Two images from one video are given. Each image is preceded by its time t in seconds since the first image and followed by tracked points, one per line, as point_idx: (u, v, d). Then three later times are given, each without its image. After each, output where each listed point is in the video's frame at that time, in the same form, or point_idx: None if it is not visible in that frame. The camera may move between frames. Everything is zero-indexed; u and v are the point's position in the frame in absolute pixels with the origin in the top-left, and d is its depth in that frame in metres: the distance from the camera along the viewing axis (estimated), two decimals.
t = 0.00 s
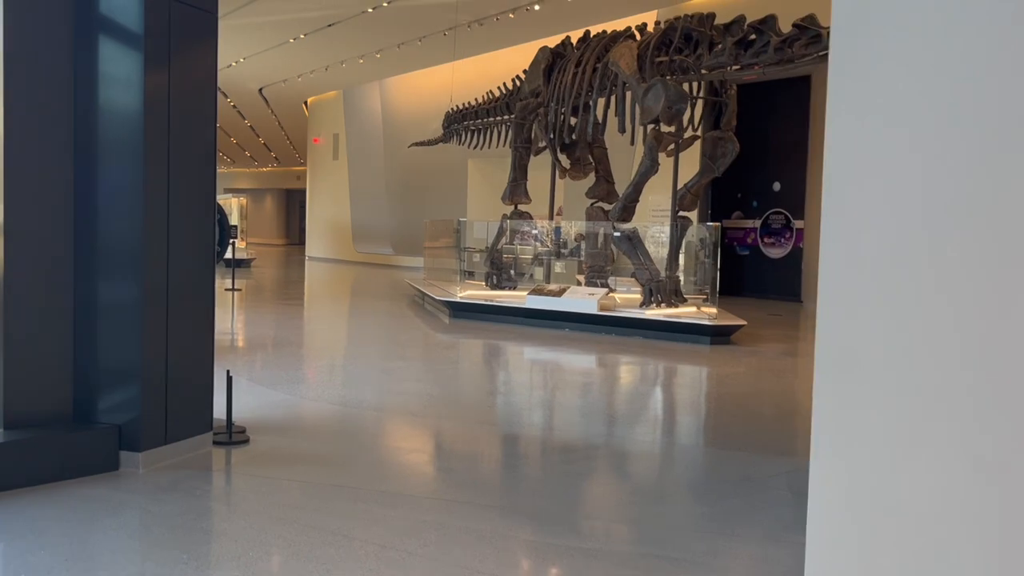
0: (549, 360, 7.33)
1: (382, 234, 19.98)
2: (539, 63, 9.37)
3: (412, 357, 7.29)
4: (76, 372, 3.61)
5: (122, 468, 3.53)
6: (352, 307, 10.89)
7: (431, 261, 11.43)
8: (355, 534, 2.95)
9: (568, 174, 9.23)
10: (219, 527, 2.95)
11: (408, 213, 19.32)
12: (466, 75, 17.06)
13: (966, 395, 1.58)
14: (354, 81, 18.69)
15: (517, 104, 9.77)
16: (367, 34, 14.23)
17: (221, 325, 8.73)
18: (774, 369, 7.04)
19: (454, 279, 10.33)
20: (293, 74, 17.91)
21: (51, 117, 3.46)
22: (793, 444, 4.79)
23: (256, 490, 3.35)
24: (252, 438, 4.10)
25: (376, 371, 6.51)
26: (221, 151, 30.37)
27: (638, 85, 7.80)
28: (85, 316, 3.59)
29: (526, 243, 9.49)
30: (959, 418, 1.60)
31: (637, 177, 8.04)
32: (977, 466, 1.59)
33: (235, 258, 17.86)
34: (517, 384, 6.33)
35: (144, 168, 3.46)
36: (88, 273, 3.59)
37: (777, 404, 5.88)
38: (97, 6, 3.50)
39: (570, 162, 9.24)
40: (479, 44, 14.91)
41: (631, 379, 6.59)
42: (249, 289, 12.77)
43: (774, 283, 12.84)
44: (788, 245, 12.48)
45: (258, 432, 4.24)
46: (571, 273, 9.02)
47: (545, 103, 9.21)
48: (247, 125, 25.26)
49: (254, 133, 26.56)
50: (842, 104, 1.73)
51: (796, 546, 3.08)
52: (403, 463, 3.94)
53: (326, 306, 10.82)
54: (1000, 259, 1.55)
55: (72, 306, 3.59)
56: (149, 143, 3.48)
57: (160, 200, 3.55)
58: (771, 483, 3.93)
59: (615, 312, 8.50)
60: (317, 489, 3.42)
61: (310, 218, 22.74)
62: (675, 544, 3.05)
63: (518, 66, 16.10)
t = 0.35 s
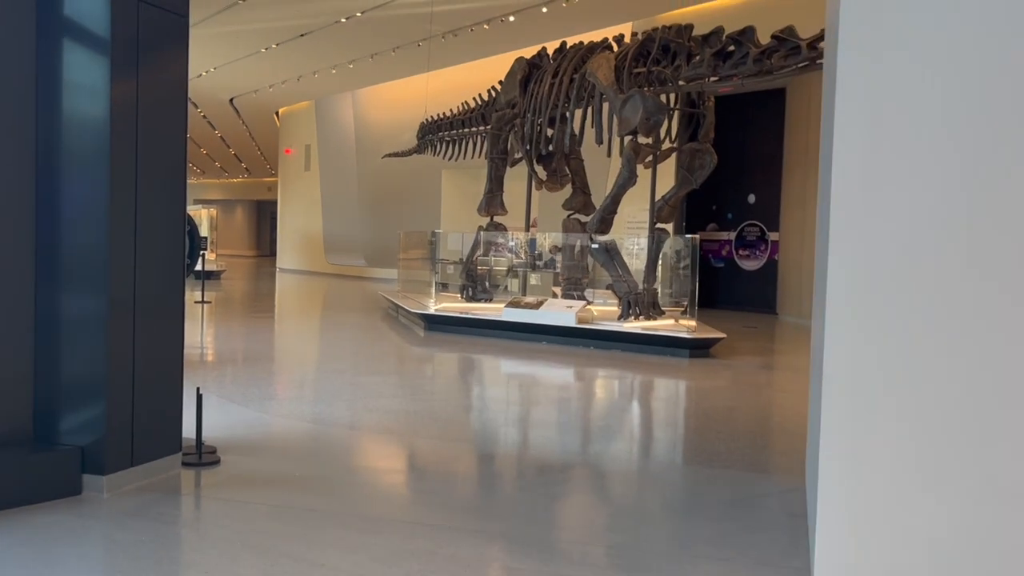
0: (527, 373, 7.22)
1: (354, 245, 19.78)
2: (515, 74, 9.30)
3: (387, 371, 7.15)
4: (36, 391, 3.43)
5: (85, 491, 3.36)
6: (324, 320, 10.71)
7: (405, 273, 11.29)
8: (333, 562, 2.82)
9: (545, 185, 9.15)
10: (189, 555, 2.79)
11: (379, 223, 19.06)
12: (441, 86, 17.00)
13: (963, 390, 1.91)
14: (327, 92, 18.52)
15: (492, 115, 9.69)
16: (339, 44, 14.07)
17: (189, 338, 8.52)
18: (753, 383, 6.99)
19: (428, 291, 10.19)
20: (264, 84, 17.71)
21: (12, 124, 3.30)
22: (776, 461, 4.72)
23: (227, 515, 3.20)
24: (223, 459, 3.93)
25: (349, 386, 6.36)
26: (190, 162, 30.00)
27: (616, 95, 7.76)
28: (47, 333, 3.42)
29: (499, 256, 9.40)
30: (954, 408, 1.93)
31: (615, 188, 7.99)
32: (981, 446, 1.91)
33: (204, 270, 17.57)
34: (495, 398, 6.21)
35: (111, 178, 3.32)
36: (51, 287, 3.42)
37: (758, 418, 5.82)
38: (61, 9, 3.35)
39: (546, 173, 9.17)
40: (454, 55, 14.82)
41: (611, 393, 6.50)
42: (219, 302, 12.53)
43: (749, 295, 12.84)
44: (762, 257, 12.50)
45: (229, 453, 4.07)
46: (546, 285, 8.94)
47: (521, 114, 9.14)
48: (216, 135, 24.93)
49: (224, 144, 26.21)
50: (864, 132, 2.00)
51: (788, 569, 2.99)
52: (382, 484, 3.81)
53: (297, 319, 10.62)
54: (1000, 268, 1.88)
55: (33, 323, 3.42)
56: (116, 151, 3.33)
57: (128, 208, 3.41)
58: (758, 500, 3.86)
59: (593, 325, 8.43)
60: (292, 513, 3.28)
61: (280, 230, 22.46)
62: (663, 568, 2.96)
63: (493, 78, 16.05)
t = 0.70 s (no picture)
0: (503, 385, 7.07)
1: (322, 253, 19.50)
2: (489, 81, 9.19)
3: (357, 383, 6.97)
4: None
5: (45, 518, 3.16)
6: (293, 330, 10.47)
7: (376, 282, 11.10)
8: None
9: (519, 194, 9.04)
10: None
11: (349, 231, 18.87)
12: (411, 93, 16.85)
13: (932, 432, 1.73)
14: (294, 98, 18.26)
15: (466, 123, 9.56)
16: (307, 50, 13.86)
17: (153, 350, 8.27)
18: (731, 394, 6.91)
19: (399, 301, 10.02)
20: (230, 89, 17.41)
21: None
22: (760, 473, 4.61)
23: (196, 541, 3.02)
24: (191, 480, 3.74)
25: (320, 399, 6.16)
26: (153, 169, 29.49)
27: (592, 104, 7.67)
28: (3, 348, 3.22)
29: (471, 264, 9.31)
30: (928, 451, 1.74)
31: (592, 198, 7.90)
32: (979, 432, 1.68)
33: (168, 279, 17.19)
34: (471, 411, 6.05)
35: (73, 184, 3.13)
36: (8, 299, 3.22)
37: (738, 429, 5.72)
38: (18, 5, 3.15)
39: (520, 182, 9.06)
40: (424, 62, 14.67)
41: (589, 405, 6.38)
42: (183, 312, 12.23)
43: (721, 304, 12.82)
44: (734, 267, 12.48)
45: (198, 474, 3.88)
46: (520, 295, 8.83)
47: (495, 122, 9.03)
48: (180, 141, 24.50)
49: (187, 150, 25.76)
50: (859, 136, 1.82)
51: None
52: (357, 505, 3.63)
53: (265, 330, 10.37)
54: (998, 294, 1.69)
55: None
56: (78, 155, 3.15)
57: (91, 215, 3.22)
58: (748, 514, 3.74)
59: (569, 335, 8.31)
60: (265, 539, 3.11)
61: (246, 238, 22.09)
62: None
63: (464, 85, 15.94)
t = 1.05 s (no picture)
0: (482, 394, 6.96)
1: (294, 259, 19.26)
2: (466, 86, 9.09)
3: (332, 393, 6.80)
4: None
5: (8, 540, 3.01)
6: (265, 338, 10.27)
7: (350, 289, 10.93)
8: None
9: (497, 200, 8.94)
10: None
11: (321, 237, 18.69)
12: (387, 98, 16.75)
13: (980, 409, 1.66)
14: (266, 102, 18.03)
15: (443, 128, 9.45)
16: (281, 53, 13.67)
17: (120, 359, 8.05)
18: (712, 403, 6.84)
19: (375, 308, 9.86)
20: (201, 93, 17.15)
21: None
22: (747, 484, 4.54)
23: (170, 565, 2.88)
24: (164, 498, 3.59)
25: (296, 410, 6.00)
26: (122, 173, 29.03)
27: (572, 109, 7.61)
28: None
29: (445, 270, 9.24)
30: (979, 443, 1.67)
31: (572, 204, 7.83)
32: None
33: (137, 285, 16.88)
34: (450, 420, 5.93)
35: (38, 188, 2.99)
36: None
37: (722, 437, 5.66)
38: None
39: (498, 188, 8.97)
40: (399, 67, 14.53)
41: (569, 414, 6.28)
42: (152, 320, 11.96)
43: (698, 311, 12.81)
44: (710, 273, 12.47)
45: (171, 491, 3.72)
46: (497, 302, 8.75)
47: (473, 127, 8.93)
48: (150, 145, 24.12)
49: (157, 154, 25.37)
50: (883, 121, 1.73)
51: None
52: (335, 522, 3.50)
53: (237, 338, 10.17)
54: None
55: None
56: (45, 161, 3.00)
57: (60, 222, 3.08)
58: (737, 527, 3.66)
59: (548, 343, 8.22)
60: (241, 560, 2.97)
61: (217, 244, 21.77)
62: None
63: (441, 90, 15.88)
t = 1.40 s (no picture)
0: (467, 401, 6.84)
1: (273, 263, 19.05)
2: (449, 88, 8.97)
3: (311, 400, 6.65)
4: None
5: None
6: (244, 343, 10.09)
7: (331, 294, 10.78)
8: None
9: (481, 203, 8.83)
10: None
11: (303, 241, 18.54)
12: (368, 101, 16.62)
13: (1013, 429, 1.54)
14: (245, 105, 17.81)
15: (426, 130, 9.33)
16: (260, 55, 13.49)
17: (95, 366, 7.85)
18: (699, 409, 6.76)
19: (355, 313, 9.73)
20: (179, 95, 16.92)
21: None
22: (739, 490, 4.46)
23: None
24: (139, 512, 3.45)
25: (276, 417, 5.86)
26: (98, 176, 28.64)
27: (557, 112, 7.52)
28: None
29: (425, 275, 9.19)
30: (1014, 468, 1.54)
31: (556, 208, 7.74)
32: None
33: (113, 290, 16.61)
34: (434, 427, 5.81)
35: (4, 191, 2.84)
36: None
37: (711, 443, 5.58)
38: None
39: (482, 191, 8.86)
40: (380, 70, 14.39)
41: (556, 421, 6.18)
42: (129, 325, 11.74)
43: (681, 316, 12.75)
44: (694, 278, 12.42)
45: (147, 505, 3.57)
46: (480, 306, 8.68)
47: (456, 129, 8.82)
48: (126, 148, 23.80)
49: (134, 157, 25.06)
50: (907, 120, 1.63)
51: None
52: (318, 536, 3.36)
53: (215, 343, 9.99)
54: None
55: None
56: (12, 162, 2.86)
57: (27, 225, 2.93)
58: (734, 538, 3.56)
59: (533, 349, 8.12)
60: None
61: (195, 248, 21.51)
62: None
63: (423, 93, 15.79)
